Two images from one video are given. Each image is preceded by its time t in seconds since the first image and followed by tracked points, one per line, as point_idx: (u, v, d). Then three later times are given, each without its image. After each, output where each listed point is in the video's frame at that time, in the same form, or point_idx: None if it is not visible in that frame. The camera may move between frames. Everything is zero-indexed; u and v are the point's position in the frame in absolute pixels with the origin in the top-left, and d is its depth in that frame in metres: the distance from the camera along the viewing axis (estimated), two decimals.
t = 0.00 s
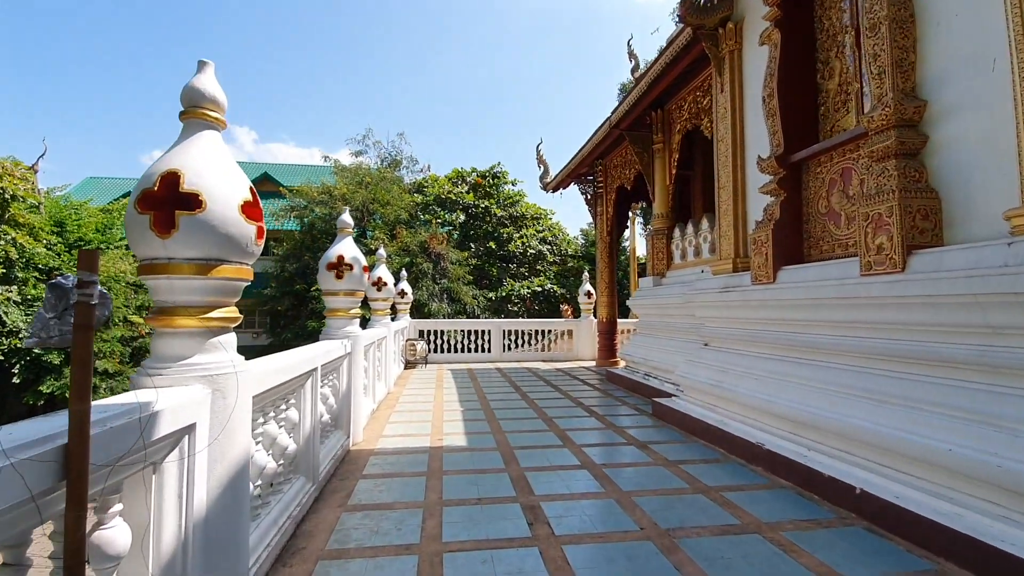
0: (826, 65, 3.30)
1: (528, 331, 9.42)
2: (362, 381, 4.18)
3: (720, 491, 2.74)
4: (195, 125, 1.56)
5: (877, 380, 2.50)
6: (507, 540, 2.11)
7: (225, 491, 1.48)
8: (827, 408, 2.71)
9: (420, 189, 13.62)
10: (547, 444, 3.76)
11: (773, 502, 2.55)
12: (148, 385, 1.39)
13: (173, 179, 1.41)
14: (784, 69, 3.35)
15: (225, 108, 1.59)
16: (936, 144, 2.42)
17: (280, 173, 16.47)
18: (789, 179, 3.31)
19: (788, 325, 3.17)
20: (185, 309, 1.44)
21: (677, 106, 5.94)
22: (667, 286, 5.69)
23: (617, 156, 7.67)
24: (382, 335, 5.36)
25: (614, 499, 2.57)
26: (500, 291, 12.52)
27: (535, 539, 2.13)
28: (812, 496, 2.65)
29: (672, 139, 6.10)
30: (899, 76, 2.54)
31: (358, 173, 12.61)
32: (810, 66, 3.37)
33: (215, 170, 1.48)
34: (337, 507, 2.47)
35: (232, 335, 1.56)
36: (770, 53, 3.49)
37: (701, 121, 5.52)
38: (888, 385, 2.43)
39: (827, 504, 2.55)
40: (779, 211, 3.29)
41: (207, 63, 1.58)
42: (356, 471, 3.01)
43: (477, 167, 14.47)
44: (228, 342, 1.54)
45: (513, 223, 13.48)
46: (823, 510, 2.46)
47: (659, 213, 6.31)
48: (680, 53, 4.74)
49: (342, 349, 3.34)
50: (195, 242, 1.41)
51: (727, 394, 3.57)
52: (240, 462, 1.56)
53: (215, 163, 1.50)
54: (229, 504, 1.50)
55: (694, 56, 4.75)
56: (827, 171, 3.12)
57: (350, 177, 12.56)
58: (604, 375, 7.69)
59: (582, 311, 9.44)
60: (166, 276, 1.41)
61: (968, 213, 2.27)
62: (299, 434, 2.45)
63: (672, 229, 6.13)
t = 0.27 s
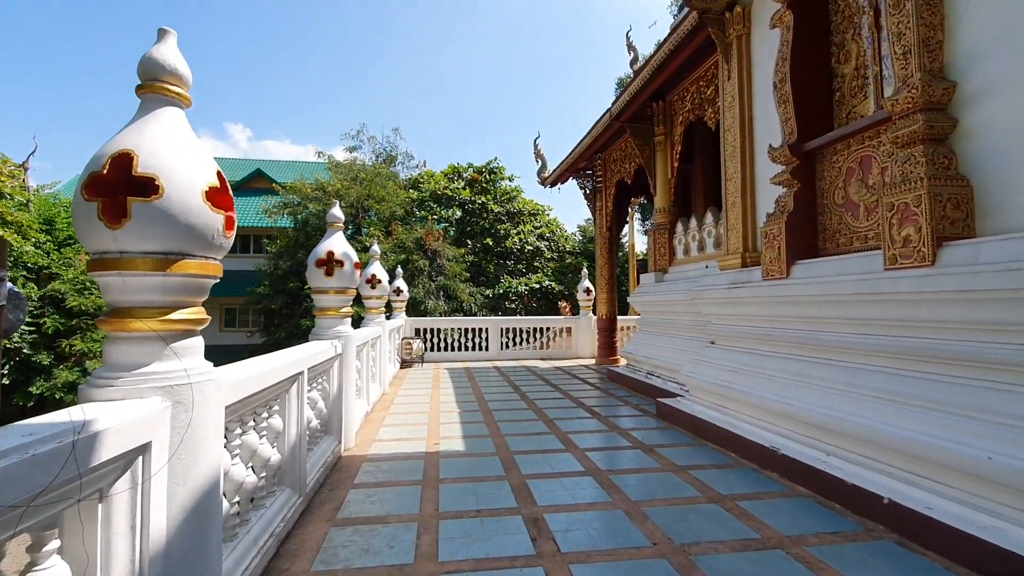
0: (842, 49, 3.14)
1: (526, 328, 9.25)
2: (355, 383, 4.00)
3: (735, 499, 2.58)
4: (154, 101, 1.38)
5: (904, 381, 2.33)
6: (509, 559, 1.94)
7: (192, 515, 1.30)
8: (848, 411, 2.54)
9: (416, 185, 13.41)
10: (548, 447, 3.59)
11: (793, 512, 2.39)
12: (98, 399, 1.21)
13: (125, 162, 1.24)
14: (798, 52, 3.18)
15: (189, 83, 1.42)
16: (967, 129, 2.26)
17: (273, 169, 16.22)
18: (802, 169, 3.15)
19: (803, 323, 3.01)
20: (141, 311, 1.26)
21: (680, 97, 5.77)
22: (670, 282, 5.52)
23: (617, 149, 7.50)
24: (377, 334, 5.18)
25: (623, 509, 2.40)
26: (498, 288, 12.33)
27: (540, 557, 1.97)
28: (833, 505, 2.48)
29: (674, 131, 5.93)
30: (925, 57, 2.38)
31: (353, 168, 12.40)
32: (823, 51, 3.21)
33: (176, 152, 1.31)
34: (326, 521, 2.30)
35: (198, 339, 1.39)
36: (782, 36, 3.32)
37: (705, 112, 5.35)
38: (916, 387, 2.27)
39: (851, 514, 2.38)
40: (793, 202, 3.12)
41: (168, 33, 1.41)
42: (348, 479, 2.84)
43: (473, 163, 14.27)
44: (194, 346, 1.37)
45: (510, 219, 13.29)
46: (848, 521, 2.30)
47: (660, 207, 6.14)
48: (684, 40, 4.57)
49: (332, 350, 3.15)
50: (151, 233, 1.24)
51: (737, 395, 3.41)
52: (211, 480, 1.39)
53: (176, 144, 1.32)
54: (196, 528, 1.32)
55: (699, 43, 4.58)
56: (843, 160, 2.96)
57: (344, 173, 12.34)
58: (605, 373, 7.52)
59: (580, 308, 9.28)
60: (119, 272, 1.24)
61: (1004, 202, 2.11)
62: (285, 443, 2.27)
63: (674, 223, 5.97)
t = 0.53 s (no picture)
0: (852, 33, 3.00)
1: (518, 324, 9.09)
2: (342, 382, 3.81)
3: (744, 505, 2.44)
4: (100, 62, 1.20)
5: (924, 381, 2.21)
6: None
7: (149, 542, 1.12)
8: (862, 412, 2.42)
9: (405, 179, 13.16)
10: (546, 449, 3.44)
11: (807, 519, 2.25)
12: (33, 411, 1.04)
13: (65, 130, 1.06)
14: (807, 36, 3.04)
15: (144, 44, 1.24)
16: (993, 113, 2.13)
17: (258, 162, 15.87)
18: (811, 158, 3.01)
19: (812, 318, 2.88)
20: (84, 307, 1.08)
21: (677, 87, 5.63)
22: (667, 277, 5.39)
23: (611, 142, 7.34)
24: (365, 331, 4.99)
25: (628, 518, 2.25)
26: (489, 284, 12.15)
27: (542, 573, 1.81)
28: (846, 510, 2.36)
29: (671, 122, 5.78)
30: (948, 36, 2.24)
31: (341, 162, 12.13)
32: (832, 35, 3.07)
33: (127, 120, 1.13)
34: (309, 534, 2.13)
35: (156, 340, 1.21)
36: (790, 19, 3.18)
37: (703, 102, 5.21)
38: (937, 386, 2.15)
39: (867, 520, 2.26)
40: (802, 192, 2.98)
41: None
42: (334, 486, 2.66)
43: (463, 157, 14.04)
44: (151, 347, 1.20)
45: (500, 214, 13.10)
46: (866, 529, 2.17)
47: (656, 200, 5.99)
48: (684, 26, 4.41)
49: (316, 349, 2.97)
50: (94, 213, 1.06)
51: (740, 394, 3.28)
52: (172, 499, 1.21)
53: (128, 112, 1.15)
54: (154, 555, 1.15)
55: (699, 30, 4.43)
56: (855, 148, 2.83)
57: (332, 167, 12.07)
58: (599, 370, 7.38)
59: (573, 304, 9.14)
60: (56, 261, 1.06)
61: None
62: (264, 450, 2.10)
63: (670, 217, 5.83)
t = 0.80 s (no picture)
0: (863, 16, 2.87)
1: (509, 321, 8.93)
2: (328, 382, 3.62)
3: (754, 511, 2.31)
4: (36, 14, 1.01)
5: (945, 381, 2.08)
6: None
7: None
8: (877, 413, 2.29)
9: (394, 173, 12.91)
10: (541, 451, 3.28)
11: (821, 527, 2.12)
12: None
13: None
14: (816, 19, 2.91)
15: None
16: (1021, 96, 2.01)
17: (243, 155, 15.51)
18: (821, 147, 2.88)
19: (821, 315, 2.75)
20: (13, 303, 0.91)
21: (674, 78, 5.49)
22: (663, 273, 5.25)
23: (605, 135, 7.19)
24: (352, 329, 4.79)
25: (634, 529, 2.10)
26: (479, 280, 11.96)
27: None
28: (861, 517, 2.23)
29: (667, 114, 5.64)
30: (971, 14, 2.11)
31: (328, 155, 11.85)
32: (842, 19, 2.94)
33: (66, 79, 0.95)
34: (288, 549, 1.95)
35: (101, 341, 1.04)
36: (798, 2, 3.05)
37: (701, 93, 5.07)
38: (959, 386, 2.02)
39: (883, 528, 2.13)
40: (811, 183, 2.85)
41: None
42: (317, 494, 2.48)
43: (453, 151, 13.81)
44: (96, 349, 1.03)
45: (491, 209, 12.91)
46: (884, 539, 2.04)
47: (651, 194, 5.85)
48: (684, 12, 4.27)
49: (298, 348, 2.78)
50: (22, 189, 0.88)
51: (744, 393, 3.14)
52: (123, 525, 1.04)
53: (68, 70, 0.97)
54: None
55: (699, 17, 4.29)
56: (867, 137, 2.70)
57: (318, 160, 11.79)
58: (591, 368, 7.25)
59: (565, 300, 8.99)
60: None
61: None
62: (239, 459, 1.92)
63: (666, 211, 5.69)
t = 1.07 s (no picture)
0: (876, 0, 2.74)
1: (501, 318, 8.76)
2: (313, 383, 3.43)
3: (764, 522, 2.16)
4: None
5: (970, 384, 1.95)
6: None
7: None
8: (895, 418, 2.15)
9: (383, 168, 12.67)
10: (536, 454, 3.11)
11: (838, 540, 1.99)
12: None
13: None
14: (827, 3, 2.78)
15: None
16: None
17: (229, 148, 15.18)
18: (833, 137, 2.74)
19: (831, 313, 2.61)
20: None
21: (672, 70, 5.35)
22: (661, 270, 5.10)
23: (600, 129, 7.04)
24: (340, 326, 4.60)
25: (639, 543, 1.95)
26: (470, 277, 11.76)
27: None
28: (879, 529, 2.09)
29: (665, 107, 5.49)
30: None
31: (316, 148, 11.59)
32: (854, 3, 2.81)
33: None
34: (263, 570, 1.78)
35: (20, 346, 0.88)
36: None
37: (700, 85, 4.93)
38: (985, 390, 1.89)
39: (904, 541, 2.00)
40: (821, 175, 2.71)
41: None
42: (299, 505, 2.31)
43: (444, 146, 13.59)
44: (13, 355, 0.86)
45: (482, 205, 12.71)
46: (907, 553, 1.91)
47: (648, 189, 5.71)
48: None
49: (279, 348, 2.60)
50: None
51: (748, 395, 3.00)
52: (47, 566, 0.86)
53: None
54: None
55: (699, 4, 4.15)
56: (882, 126, 2.57)
57: (306, 153, 11.53)
58: (585, 367, 7.10)
59: (557, 297, 8.83)
60: None
61: None
62: (208, 470, 1.75)
63: (663, 206, 5.54)
